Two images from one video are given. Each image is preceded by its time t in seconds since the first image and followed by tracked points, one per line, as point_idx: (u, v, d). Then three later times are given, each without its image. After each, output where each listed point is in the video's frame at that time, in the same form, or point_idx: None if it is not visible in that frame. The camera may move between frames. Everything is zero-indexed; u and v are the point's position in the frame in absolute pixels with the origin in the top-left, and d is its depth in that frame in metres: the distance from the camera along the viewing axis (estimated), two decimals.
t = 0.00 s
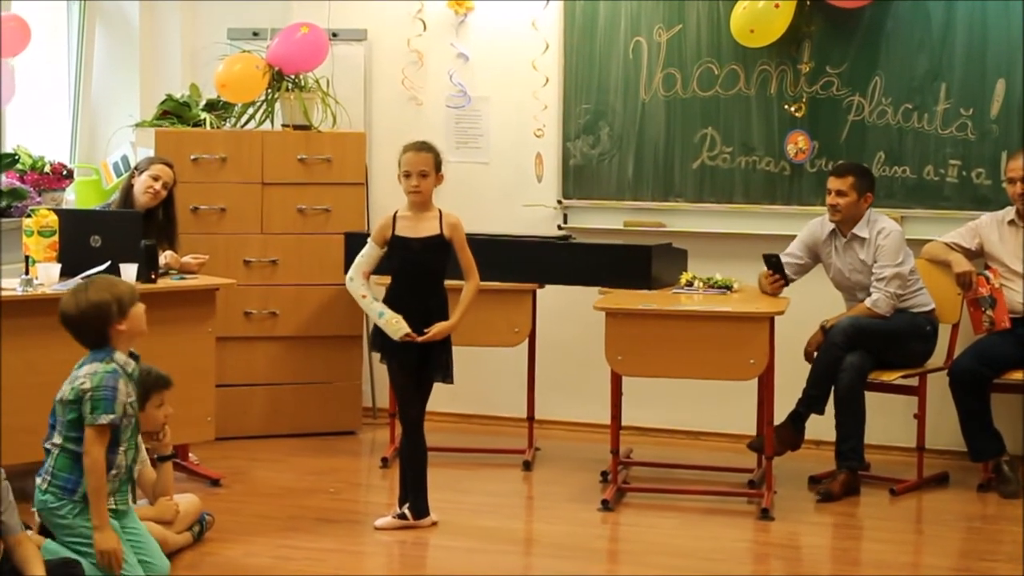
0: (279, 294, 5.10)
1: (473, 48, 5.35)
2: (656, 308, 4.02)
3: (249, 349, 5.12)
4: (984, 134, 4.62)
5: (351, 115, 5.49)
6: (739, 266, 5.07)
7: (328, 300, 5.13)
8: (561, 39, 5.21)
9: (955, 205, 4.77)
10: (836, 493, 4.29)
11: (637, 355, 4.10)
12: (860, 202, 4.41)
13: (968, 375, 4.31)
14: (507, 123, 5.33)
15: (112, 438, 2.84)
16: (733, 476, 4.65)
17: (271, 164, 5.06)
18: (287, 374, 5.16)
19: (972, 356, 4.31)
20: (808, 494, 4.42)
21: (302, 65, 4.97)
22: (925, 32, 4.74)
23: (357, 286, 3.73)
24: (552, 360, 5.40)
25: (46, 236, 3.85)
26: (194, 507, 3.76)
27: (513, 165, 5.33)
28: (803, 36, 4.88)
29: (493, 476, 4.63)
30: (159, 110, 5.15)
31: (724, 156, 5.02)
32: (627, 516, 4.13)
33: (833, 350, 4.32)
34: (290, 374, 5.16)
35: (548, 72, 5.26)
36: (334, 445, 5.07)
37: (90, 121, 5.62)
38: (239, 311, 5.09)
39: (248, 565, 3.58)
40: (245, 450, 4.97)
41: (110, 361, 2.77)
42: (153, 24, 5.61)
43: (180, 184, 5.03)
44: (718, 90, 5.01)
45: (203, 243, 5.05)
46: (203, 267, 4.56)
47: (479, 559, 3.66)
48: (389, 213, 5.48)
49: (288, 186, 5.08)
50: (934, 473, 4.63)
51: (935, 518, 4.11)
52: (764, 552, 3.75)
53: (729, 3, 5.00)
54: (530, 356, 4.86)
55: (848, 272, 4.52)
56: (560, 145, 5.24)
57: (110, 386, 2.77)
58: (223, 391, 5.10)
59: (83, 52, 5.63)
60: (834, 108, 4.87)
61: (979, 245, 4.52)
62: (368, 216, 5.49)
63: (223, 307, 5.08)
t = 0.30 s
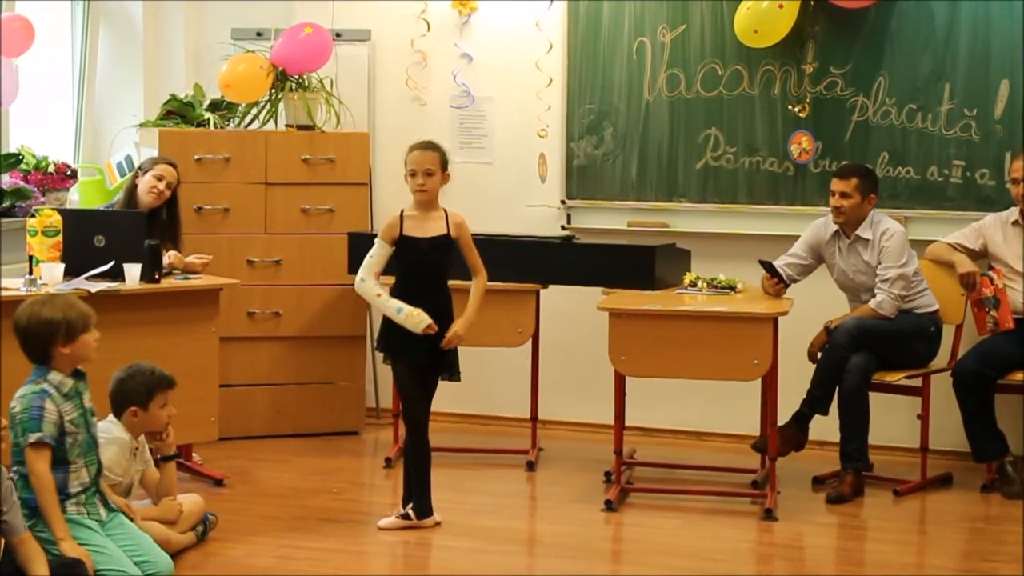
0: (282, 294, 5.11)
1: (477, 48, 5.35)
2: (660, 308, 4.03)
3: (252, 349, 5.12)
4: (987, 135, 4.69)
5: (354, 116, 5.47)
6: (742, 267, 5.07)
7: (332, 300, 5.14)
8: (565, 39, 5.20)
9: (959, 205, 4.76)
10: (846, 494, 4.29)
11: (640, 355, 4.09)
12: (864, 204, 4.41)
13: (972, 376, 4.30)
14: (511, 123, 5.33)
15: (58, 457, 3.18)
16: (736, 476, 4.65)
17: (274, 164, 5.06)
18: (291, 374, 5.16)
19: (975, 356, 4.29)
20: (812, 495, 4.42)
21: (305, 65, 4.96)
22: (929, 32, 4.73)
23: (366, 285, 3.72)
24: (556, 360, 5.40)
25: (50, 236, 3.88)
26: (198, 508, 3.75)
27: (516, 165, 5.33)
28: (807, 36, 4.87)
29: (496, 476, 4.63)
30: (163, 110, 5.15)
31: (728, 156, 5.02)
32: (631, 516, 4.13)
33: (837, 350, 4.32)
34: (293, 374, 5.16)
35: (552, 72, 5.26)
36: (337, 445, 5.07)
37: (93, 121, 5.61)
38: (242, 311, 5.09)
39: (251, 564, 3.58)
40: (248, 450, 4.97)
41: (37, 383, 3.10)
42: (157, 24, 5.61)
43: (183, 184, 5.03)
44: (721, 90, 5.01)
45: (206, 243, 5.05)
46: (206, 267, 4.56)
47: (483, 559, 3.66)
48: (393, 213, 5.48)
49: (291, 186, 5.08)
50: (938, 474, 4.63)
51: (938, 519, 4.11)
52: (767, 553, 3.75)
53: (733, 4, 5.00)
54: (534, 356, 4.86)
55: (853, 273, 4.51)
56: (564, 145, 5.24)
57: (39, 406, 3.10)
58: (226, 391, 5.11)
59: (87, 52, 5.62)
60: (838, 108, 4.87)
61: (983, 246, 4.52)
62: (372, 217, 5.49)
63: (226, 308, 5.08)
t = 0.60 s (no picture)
0: (286, 295, 5.11)
1: (480, 48, 5.35)
2: (664, 308, 4.02)
3: (256, 350, 5.12)
4: (990, 134, 4.64)
5: (358, 117, 5.49)
6: (746, 266, 5.07)
7: (336, 301, 5.14)
8: (568, 40, 5.21)
9: (963, 204, 4.75)
10: (851, 494, 4.29)
11: (645, 355, 4.09)
12: (869, 204, 4.41)
13: (975, 376, 4.30)
14: (514, 123, 5.33)
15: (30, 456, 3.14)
16: (740, 476, 4.65)
17: (278, 166, 5.06)
18: (295, 375, 5.16)
19: (979, 355, 4.30)
20: (817, 494, 4.42)
21: (309, 66, 4.96)
22: (932, 32, 4.73)
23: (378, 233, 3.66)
24: (559, 360, 5.40)
25: (54, 237, 3.92)
26: (203, 509, 3.75)
27: (520, 165, 5.33)
28: (810, 36, 4.88)
29: (500, 477, 4.63)
30: (167, 112, 5.15)
31: (731, 156, 5.02)
32: (636, 516, 4.13)
33: (844, 350, 4.31)
34: (297, 375, 5.16)
35: (555, 72, 5.26)
36: (341, 446, 5.07)
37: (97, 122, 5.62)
38: (247, 313, 5.09)
39: (257, 565, 3.58)
40: (252, 451, 4.97)
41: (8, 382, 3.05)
42: (159, 25, 5.61)
43: (186, 185, 5.03)
44: (724, 90, 5.01)
45: (210, 245, 5.06)
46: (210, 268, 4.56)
47: (488, 560, 3.66)
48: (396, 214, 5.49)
49: (295, 187, 5.08)
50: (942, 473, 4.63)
51: (943, 518, 4.11)
52: (773, 553, 3.75)
53: (736, 4, 5.00)
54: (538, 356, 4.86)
55: (858, 273, 4.51)
56: (568, 145, 5.24)
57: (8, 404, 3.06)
58: (230, 393, 5.11)
59: (90, 54, 5.62)
60: (841, 107, 4.87)
61: (986, 245, 4.52)
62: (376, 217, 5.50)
63: (231, 309, 5.08)
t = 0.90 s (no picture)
0: (289, 295, 5.11)
1: (482, 48, 5.35)
2: (667, 308, 4.02)
3: (260, 350, 5.12)
4: (994, 131, 4.68)
5: (360, 117, 5.49)
6: (749, 265, 5.07)
7: (339, 301, 5.14)
8: (570, 39, 5.20)
9: (966, 202, 4.75)
10: (854, 493, 4.28)
11: (647, 354, 4.09)
12: (873, 202, 4.40)
13: (979, 373, 4.29)
14: (517, 122, 5.33)
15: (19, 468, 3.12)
16: (744, 475, 4.65)
17: (280, 165, 5.06)
18: (298, 375, 5.16)
19: (984, 355, 4.29)
20: (820, 493, 4.41)
21: (311, 66, 4.96)
22: (934, 30, 4.73)
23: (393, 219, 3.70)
24: (562, 359, 5.40)
25: (57, 239, 3.91)
26: (206, 509, 3.75)
27: (523, 164, 5.33)
28: (812, 35, 4.87)
29: (503, 476, 4.63)
30: (169, 112, 5.15)
31: (734, 155, 5.02)
32: (639, 516, 4.13)
33: (847, 348, 4.31)
34: (300, 375, 5.16)
35: (557, 71, 5.26)
36: (345, 446, 5.08)
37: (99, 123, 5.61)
38: (249, 313, 5.09)
39: (261, 565, 3.58)
40: (256, 451, 4.97)
41: (14, 395, 3.04)
42: (162, 26, 5.61)
43: (188, 185, 5.03)
44: (727, 89, 5.01)
45: (212, 245, 5.06)
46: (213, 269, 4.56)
47: (492, 559, 3.66)
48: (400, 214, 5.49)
49: (298, 187, 5.08)
50: (946, 471, 4.62)
51: (947, 516, 4.10)
52: (776, 551, 3.75)
53: (738, 2, 4.99)
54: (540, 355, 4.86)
55: (861, 271, 4.51)
56: (570, 144, 5.24)
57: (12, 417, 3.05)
58: (233, 393, 5.11)
59: (92, 54, 5.61)
60: (843, 105, 4.86)
61: (990, 243, 4.52)
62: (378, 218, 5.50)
63: (234, 309, 5.08)
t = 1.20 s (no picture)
0: (292, 293, 5.11)
1: (485, 46, 5.35)
2: (670, 306, 4.02)
3: (263, 349, 5.12)
4: (996, 130, 4.68)
5: (363, 115, 5.49)
6: (752, 264, 5.07)
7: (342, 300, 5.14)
8: (573, 37, 5.20)
9: (969, 200, 4.74)
10: (857, 491, 4.28)
11: (650, 352, 4.09)
12: (875, 200, 4.40)
13: (982, 371, 4.28)
14: (520, 121, 5.33)
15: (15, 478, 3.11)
16: (747, 473, 4.65)
17: (283, 164, 5.06)
18: (302, 374, 5.16)
19: (988, 351, 4.28)
20: (824, 491, 4.41)
21: (314, 65, 4.96)
22: (937, 29, 4.73)
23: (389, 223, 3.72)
24: (566, 358, 5.40)
25: (60, 237, 3.94)
26: (209, 508, 3.75)
27: (527, 163, 5.33)
28: (815, 33, 4.87)
29: (507, 475, 4.63)
30: (172, 111, 5.15)
31: (737, 153, 5.02)
32: (642, 514, 4.13)
33: (850, 346, 4.31)
34: (303, 374, 5.16)
35: (559, 70, 5.26)
36: (348, 444, 5.08)
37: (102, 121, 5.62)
38: (253, 312, 5.09)
39: (264, 564, 3.59)
40: (259, 450, 4.97)
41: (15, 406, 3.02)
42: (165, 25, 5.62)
43: (191, 184, 5.03)
44: (730, 87, 5.01)
45: (215, 243, 5.06)
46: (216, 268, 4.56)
47: (496, 558, 3.66)
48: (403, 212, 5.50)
49: (301, 186, 5.08)
50: (949, 469, 4.62)
51: (950, 514, 4.11)
52: (779, 550, 3.75)
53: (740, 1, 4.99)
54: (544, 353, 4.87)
55: (864, 269, 4.51)
56: (573, 143, 5.24)
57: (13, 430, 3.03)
58: (237, 392, 5.11)
59: (95, 53, 5.61)
60: (846, 104, 4.86)
61: (992, 241, 4.52)
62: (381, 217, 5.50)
63: (237, 307, 5.08)
